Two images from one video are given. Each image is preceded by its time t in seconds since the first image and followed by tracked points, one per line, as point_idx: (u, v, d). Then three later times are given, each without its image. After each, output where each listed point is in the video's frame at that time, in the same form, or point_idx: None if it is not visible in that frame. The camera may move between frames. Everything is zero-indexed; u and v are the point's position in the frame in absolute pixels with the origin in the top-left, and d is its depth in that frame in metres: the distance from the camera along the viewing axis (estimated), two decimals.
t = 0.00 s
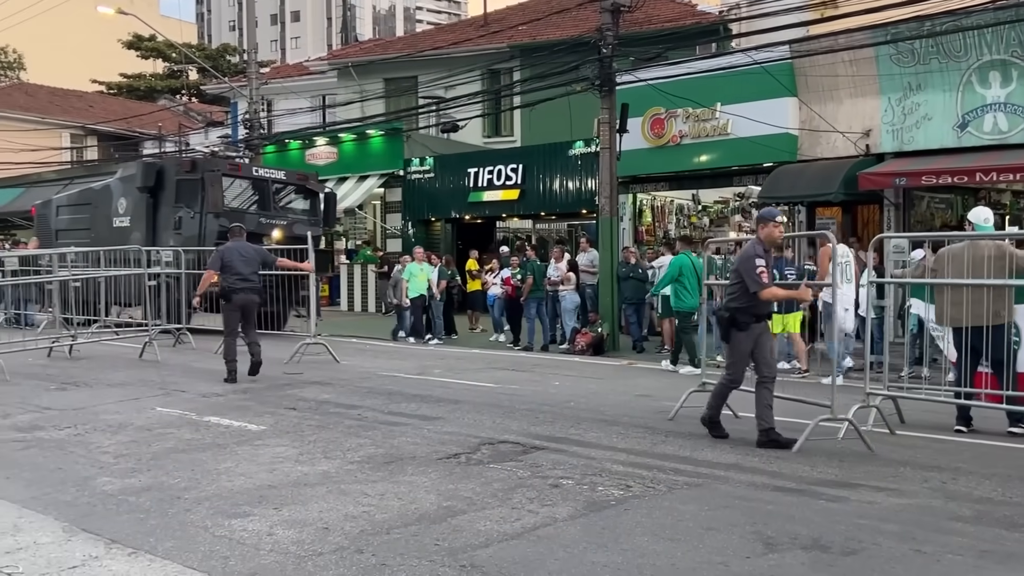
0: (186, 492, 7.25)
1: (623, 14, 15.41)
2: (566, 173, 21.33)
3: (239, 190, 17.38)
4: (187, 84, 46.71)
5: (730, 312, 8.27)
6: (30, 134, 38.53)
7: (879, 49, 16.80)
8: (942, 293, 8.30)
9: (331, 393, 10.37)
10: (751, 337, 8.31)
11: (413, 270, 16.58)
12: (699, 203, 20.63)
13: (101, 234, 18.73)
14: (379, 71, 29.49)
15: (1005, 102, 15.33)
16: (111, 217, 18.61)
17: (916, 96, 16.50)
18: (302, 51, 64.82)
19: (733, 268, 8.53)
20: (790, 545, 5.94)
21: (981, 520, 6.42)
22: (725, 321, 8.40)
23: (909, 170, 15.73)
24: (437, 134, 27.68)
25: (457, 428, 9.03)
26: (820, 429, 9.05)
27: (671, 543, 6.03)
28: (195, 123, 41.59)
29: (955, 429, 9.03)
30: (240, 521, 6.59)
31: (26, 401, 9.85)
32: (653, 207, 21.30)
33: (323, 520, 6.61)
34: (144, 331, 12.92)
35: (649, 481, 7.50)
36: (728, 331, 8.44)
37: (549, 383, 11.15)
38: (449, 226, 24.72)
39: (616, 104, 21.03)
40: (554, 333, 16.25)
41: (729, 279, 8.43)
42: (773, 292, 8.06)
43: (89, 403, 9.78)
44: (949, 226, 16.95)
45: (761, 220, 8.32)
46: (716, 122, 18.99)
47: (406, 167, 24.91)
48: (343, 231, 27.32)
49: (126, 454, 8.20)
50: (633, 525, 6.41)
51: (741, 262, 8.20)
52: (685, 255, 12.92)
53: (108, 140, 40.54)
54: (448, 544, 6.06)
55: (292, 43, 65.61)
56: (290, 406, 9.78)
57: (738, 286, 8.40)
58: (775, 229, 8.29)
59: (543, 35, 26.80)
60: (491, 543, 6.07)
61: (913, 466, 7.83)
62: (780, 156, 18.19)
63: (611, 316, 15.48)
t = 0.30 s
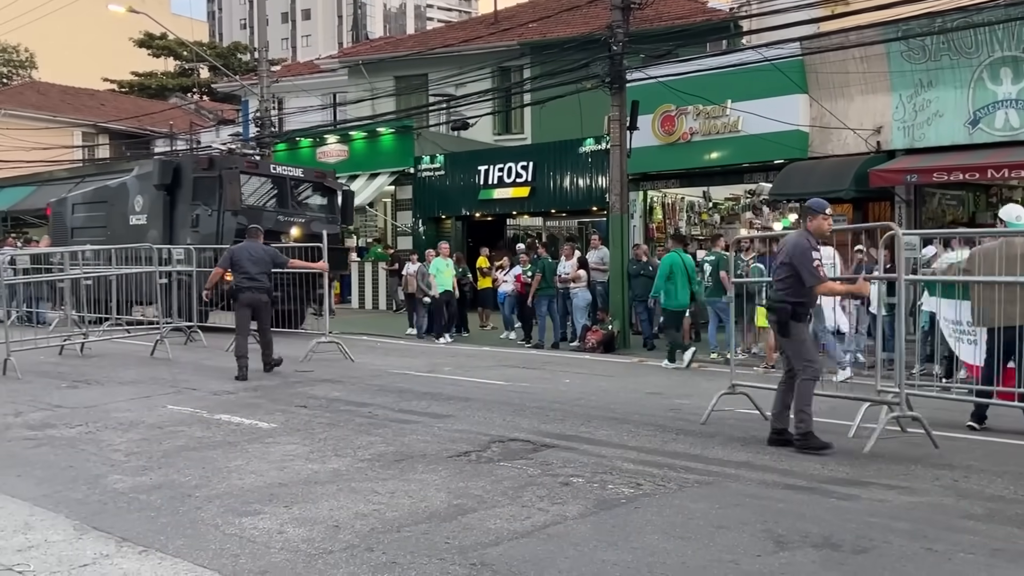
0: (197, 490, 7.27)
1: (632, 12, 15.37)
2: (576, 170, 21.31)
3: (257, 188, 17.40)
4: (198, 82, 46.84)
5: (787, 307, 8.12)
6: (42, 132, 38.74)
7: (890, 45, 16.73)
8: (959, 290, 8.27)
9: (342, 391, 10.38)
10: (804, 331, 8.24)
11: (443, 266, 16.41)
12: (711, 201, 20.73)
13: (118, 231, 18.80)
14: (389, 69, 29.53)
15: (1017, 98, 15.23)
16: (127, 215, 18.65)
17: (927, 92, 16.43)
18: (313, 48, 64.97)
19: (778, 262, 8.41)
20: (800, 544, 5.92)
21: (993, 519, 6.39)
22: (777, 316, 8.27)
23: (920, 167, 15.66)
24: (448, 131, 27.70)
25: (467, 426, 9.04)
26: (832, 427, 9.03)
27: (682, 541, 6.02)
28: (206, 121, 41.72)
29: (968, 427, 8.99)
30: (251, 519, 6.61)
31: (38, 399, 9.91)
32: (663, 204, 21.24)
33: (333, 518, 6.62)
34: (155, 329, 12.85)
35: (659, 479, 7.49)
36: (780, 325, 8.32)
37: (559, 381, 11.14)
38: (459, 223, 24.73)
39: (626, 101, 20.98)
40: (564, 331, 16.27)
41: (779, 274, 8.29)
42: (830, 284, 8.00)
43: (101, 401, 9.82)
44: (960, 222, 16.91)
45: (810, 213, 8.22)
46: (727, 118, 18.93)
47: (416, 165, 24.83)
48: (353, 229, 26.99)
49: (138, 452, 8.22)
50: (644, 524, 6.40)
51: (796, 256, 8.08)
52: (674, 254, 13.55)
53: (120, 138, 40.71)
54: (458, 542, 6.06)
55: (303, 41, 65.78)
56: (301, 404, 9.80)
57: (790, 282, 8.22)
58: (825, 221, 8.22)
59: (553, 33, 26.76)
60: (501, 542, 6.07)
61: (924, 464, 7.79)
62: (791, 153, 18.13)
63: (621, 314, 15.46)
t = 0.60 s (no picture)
0: (198, 491, 7.28)
1: (634, 12, 15.34)
2: (579, 170, 21.28)
3: (267, 187, 17.30)
4: (200, 82, 46.93)
5: (850, 312, 7.73)
6: (44, 133, 38.82)
7: (892, 44, 16.70)
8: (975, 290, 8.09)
9: (344, 391, 10.38)
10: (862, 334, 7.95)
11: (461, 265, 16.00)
12: (713, 201, 20.51)
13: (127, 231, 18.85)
14: (391, 69, 29.54)
15: (1020, 97, 15.20)
16: (135, 215, 18.69)
17: (929, 92, 16.41)
18: (315, 49, 65.13)
19: (826, 265, 8.01)
20: (802, 544, 5.90)
21: (995, 518, 6.37)
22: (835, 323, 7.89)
23: (922, 166, 15.63)
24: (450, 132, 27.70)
25: (468, 426, 9.03)
26: (834, 427, 9.01)
27: (683, 542, 6.01)
28: (209, 121, 41.82)
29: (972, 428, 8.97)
30: (252, 520, 6.61)
31: (40, 400, 9.91)
32: (665, 204, 21.19)
33: (334, 518, 6.62)
34: (157, 329, 12.84)
35: (661, 479, 7.49)
36: (836, 331, 7.96)
37: (561, 380, 11.14)
38: (461, 223, 24.85)
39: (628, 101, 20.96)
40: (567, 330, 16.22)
41: (833, 280, 7.90)
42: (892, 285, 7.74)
43: (103, 401, 9.83)
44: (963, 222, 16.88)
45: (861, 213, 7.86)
46: (729, 118, 18.90)
47: (418, 165, 24.88)
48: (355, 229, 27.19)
49: (140, 452, 8.23)
50: (645, 524, 6.39)
51: (857, 258, 7.69)
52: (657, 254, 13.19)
53: (122, 139, 40.79)
54: (459, 543, 6.06)
55: (306, 42, 66.05)
56: (303, 404, 9.80)
57: (846, 285, 7.83)
58: (876, 221, 7.91)
59: (555, 33, 26.76)
60: (502, 542, 6.06)
61: (926, 464, 7.76)
62: (793, 152, 18.09)
63: (623, 315, 15.33)
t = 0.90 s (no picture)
0: (198, 493, 7.28)
1: (633, 13, 15.34)
2: (578, 172, 21.29)
3: (277, 190, 17.38)
4: (199, 84, 46.99)
5: (908, 315, 7.40)
6: (43, 135, 38.82)
7: (891, 46, 16.72)
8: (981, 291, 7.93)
9: (343, 393, 10.38)
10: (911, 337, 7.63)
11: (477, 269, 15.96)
12: (712, 202, 20.36)
13: (132, 234, 18.71)
14: (391, 71, 29.56)
15: (1018, 98, 15.22)
16: (141, 218, 18.59)
17: (928, 93, 16.42)
18: (314, 51, 65.21)
19: (877, 267, 7.62)
20: (802, 545, 5.90)
21: (995, 519, 6.37)
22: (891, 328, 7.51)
23: (921, 167, 15.64)
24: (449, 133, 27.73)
25: (467, 427, 9.03)
26: (833, 428, 9.00)
27: (683, 543, 6.00)
28: (208, 123, 41.83)
29: (972, 429, 8.97)
30: (251, 522, 6.61)
31: (39, 402, 9.91)
32: (664, 205, 21.18)
33: (334, 520, 6.62)
34: (156, 331, 12.81)
35: (661, 481, 7.49)
36: (890, 335, 7.58)
37: (560, 382, 11.13)
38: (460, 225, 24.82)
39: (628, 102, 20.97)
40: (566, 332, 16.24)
41: (887, 282, 7.51)
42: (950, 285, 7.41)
43: (103, 403, 9.82)
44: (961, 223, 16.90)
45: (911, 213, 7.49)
46: (728, 120, 18.91)
47: (417, 167, 24.89)
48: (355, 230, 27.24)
49: (139, 454, 8.23)
50: (645, 525, 6.39)
51: (916, 259, 7.32)
52: (635, 253, 13.39)
53: (121, 141, 40.76)
54: (459, 544, 6.06)
55: (305, 43, 66.16)
56: (303, 406, 9.81)
57: (903, 287, 7.47)
58: (927, 220, 7.58)
59: (554, 34, 26.77)
60: (502, 543, 6.06)
61: (926, 465, 7.77)
62: (792, 154, 18.10)
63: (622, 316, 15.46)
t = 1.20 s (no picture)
0: (195, 496, 7.27)
1: (630, 16, 15.36)
2: (576, 174, 21.30)
3: (283, 193, 17.32)
4: (196, 87, 47.01)
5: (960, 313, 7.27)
6: (41, 138, 38.78)
7: (887, 49, 16.74)
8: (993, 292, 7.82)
9: (341, 396, 10.37)
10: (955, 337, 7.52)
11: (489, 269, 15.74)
12: (710, 205, 20.68)
13: (136, 237, 18.63)
14: (388, 74, 29.58)
15: (1015, 101, 15.25)
16: (145, 220, 18.52)
17: (925, 96, 16.44)
18: (311, 54, 65.28)
19: (922, 267, 7.45)
20: (799, 548, 5.90)
21: (992, 522, 6.37)
22: (941, 327, 7.32)
23: (918, 170, 15.65)
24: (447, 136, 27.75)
25: (464, 430, 9.03)
26: (830, 430, 9.01)
27: (680, 546, 6.00)
28: (206, 126, 41.82)
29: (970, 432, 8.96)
30: (249, 525, 6.60)
31: (36, 406, 9.89)
32: (662, 208, 21.18)
33: (331, 523, 6.61)
34: (154, 334, 12.77)
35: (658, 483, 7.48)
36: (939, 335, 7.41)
37: (557, 385, 11.12)
38: (458, 228, 24.93)
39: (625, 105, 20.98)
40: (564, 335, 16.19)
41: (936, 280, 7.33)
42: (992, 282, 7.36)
43: (100, 407, 9.81)
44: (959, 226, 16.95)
45: (951, 211, 7.41)
46: (725, 122, 18.92)
47: (415, 170, 24.90)
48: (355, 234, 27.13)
49: (137, 458, 8.22)
50: (642, 528, 6.39)
51: (965, 255, 7.22)
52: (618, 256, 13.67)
53: (118, 144, 40.72)
54: (456, 547, 6.05)
55: (302, 47, 66.23)
56: (300, 409, 9.79)
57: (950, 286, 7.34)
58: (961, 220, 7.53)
59: (552, 37, 26.80)
60: (499, 546, 6.06)
61: (924, 467, 7.76)
62: (790, 157, 18.10)
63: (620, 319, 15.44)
